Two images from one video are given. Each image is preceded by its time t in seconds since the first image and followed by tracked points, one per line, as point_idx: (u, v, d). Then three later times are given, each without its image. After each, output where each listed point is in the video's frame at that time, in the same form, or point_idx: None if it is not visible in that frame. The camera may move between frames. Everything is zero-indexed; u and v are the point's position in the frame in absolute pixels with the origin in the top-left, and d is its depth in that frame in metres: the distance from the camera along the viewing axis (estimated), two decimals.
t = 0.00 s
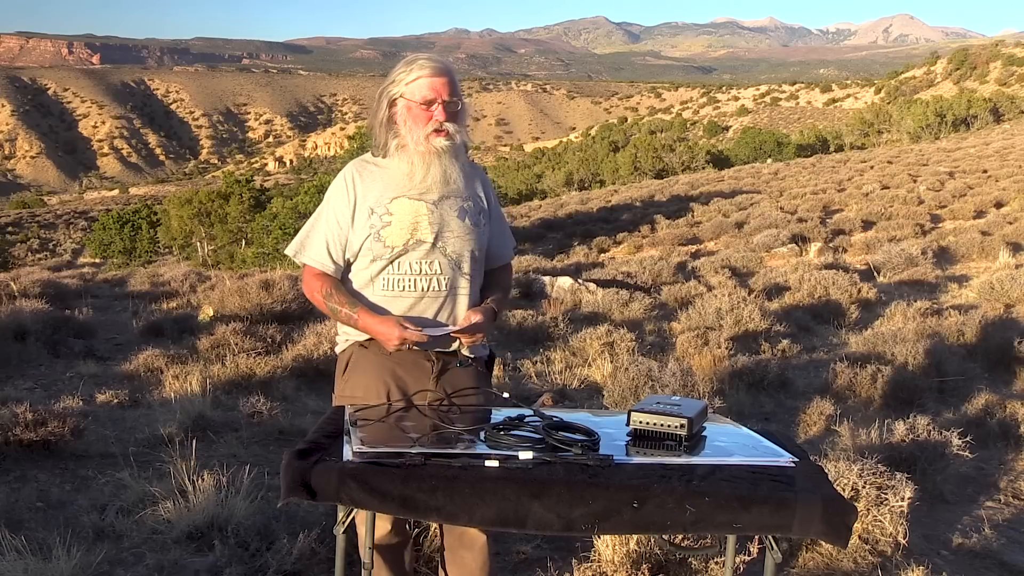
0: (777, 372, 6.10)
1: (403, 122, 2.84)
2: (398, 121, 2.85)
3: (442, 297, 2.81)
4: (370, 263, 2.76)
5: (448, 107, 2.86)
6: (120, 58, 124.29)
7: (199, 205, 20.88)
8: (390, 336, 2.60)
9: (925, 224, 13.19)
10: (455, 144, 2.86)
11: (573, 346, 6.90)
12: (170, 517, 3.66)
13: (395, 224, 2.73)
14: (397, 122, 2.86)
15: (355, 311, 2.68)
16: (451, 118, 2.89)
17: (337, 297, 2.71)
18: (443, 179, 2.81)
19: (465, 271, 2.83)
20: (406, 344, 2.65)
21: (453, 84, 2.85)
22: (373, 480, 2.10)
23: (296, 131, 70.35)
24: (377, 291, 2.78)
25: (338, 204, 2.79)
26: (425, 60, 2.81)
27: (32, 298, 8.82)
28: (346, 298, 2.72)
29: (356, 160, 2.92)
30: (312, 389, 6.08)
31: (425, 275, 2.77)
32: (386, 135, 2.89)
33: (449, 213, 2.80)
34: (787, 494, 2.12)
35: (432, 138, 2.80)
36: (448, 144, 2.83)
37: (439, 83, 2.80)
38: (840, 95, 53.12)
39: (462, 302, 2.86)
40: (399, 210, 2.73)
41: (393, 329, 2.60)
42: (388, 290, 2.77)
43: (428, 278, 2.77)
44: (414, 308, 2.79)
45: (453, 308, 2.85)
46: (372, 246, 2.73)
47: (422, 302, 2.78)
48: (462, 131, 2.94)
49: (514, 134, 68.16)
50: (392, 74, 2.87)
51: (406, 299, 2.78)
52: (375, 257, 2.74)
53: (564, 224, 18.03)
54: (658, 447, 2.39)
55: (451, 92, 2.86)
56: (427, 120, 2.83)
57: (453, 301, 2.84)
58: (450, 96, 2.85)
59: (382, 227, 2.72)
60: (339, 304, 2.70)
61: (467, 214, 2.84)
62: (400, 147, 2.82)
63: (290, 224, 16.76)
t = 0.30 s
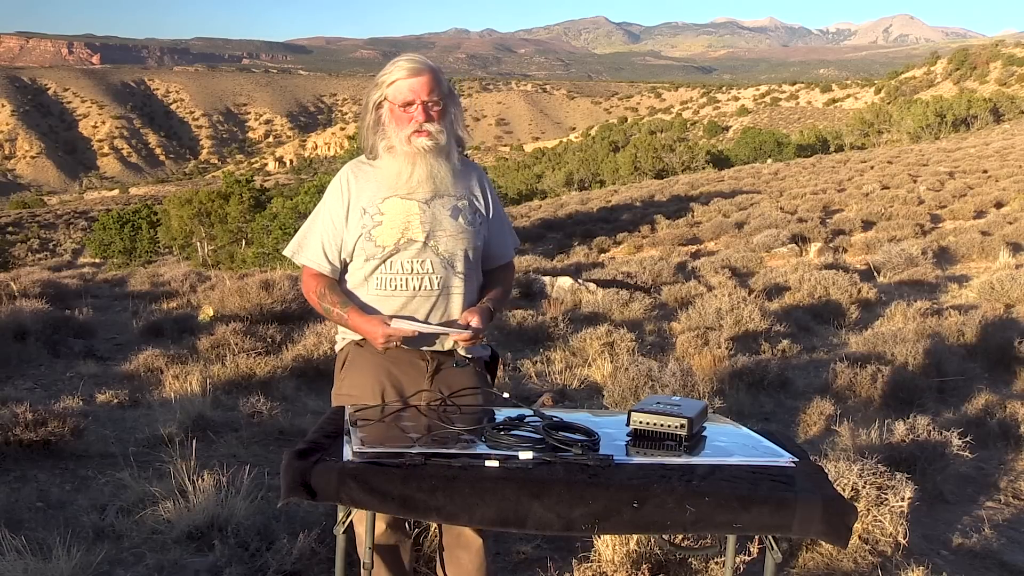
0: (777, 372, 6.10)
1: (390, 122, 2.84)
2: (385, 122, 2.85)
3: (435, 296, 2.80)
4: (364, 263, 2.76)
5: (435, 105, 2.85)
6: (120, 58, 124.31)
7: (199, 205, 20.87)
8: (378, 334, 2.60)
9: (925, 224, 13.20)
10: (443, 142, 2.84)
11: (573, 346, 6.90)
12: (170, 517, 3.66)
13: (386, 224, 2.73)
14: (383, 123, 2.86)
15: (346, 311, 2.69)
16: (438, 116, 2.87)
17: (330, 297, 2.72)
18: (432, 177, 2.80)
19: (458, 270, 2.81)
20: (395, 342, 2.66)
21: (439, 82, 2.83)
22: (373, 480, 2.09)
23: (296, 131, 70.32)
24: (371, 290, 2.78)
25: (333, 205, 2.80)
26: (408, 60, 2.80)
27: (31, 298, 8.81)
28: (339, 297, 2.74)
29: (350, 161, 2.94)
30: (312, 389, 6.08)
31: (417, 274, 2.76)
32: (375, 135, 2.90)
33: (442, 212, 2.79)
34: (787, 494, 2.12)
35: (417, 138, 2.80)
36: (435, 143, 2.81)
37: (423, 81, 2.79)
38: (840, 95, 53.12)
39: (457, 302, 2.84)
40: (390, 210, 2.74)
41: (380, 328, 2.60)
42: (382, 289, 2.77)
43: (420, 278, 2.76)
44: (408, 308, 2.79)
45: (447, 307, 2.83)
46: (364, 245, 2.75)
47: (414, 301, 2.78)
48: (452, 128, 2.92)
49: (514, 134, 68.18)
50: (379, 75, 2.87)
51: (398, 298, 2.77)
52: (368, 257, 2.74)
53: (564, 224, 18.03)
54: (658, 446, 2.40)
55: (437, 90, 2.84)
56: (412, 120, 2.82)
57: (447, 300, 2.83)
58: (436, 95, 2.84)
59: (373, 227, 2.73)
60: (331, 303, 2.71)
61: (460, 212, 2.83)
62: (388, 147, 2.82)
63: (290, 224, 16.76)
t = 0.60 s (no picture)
0: (777, 372, 6.11)
1: (382, 123, 2.86)
2: (377, 124, 2.87)
3: (433, 296, 2.78)
4: (363, 263, 2.78)
5: (422, 104, 2.84)
6: (121, 58, 124.34)
7: (199, 205, 20.88)
8: (368, 334, 2.62)
9: (925, 224, 13.20)
10: (434, 141, 2.83)
11: (573, 346, 6.90)
12: (170, 517, 3.66)
13: (383, 226, 2.75)
14: (375, 126, 2.88)
15: (342, 310, 2.71)
16: (426, 114, 2.86)
17: (328, 297, 2.76)
18: (427, 175, 2.79)
19: (455, 270, 2.80)
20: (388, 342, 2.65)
21: (426, 79, 2.83)
22: (373, 480, 2.10)
23: (296, 131, 70.32)
24: (369, 291, 2.79)
25: (333, 208, 2.84)
26: (393, 60, 2.81)
27: (32, 298, 8.82)
28: (337, 297, 2.77)
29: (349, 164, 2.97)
30: (312, 389, 6.08)
31: (415, 274, 2.75)
32: (369, 137, 2.92)
33: (438, 212, 2.78)
34: (787, 493, 2.12)
35: (405, 138, 2.79)
36: (425, 142, 2.80)
37: (407, 79, 2.79)
38: (840, 95, 53.14)
39: (454, 303, 2.82)
40: (387, 211, 2.75)
41: (371, 327, 2.61)
42: (380, 289, 2.77)
43: (417, 278, 2.76)
44: (405, 307, 2.78)
45: (446, 308, 2.82)
46: (362, 246, 2.76)
47: (411, 301, 2.77)
48: (445, 126, 2.91)
49: (514, 134, 68.18)
50: (369, 78, 2.90)
51: (395, 299, 2.77)
52: (365, 258, 2.76)
53: (565, 224, 18.04)
54: (659, 447, 2.39)
55: (424, 87, 2.83)
56: (402, 120, 2.83)
57: (445, 300, 2.81)
58: (422, 92, 2.83)
59: (370, 228, 2.75)
60: (328, 303, 2.75)
61: (458, 213, 2.81)
62: (381, 148, 2.83)
63: (290, 224, 16.76)
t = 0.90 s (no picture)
0: (777, 372, 6.10)
1: (381, 125, 2.85)
2: (377, 125, 2.87)
3: (438, 297, 2.78)
4: (367, 265, 2.78)
5: (418, 102, 2.84)
6: (121, 58, 124.38)
7: (199, 205, 20.88)
8: (350, 326, 2.59)
9: (925, 224, 13.20)
10: (433, 139, 2.83)
11: (573, 346, 6.90)
12: (171, 517, 3.66)
13: (386, 226, 2.75)
14: (375, 127, 2.88)
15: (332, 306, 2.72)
16: (423, 111, 2.85)
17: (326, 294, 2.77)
18: (427, 176, 2.78)
19: (459, 271, 2.80)
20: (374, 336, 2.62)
21: (421, 77, 2.82)
22: (373, 480, 2.10)
23: (296, 131, 70.32)
24: (374, 291, 2.79)
25: (336, 209, 2.84)
26: (389, 61, 2.81)
27: (32, 298, 8.81)
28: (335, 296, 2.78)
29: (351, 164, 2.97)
30: (312, 390, 6.08)
31: (419, 276, 2.75)
32: (369, 137, 2.92)
33: (441, 212, 2.78)
34: (787, 494, 2.12)
35: (403, 137, 2.80)
36: (423, 141, 2.80)
37: (401, 77, 2.80)
38: (840, 95, 53.14)
39: (458, 303, 2.82)
40: (390, 212, 2.75)
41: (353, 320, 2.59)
42: (384, 290, 2.77)
43: (421, 278, 2.76)
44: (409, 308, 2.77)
45: (450, 309, 2.82)
46: (365, 247, 2.77)
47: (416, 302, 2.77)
48: (444, 122, 2.90)
49: (514, 134, 68.17)
50: (368, 78, 2.90)
51: (400, 299, 2.77)
52: (370, 260, 2.76)
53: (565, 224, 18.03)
54: (659, 447, 2.39)
55: (419, 85, 2.83)
56: (401, 121, 2.82)
57: (449, 300, 2.81)
58: (417, 90, 2.83)
59: (374, 229, 2.76)
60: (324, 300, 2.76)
61: (461, 212, 2.80)
62: (381, 148, 2.83)
63: (290, 224, 16.76)
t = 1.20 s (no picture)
0: (777, 372, 6.10)
1: (392, 129, 2.86)
2: (387, 129, 2.89)
3: (448, 298, 2.78)
4: (377, 266, 2.79)
5: (429, 108, 2.85)
6: (121, 59, 124.40)
7: (199, 205, 20.87)
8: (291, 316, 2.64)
9: (925, 224, 13.20)
10: (443, 144, 2.83)
11: (573, 346, 6.90)
12: (171, 517, 3.66)
13: (398, 228, 2.75)
14: (385, 131, 2.89)
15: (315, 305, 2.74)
16: (434, 118, 2.86)
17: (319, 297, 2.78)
18: (437, 178, 2.79)
19: (471, 272, 2.80)
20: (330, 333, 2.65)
21: (433, 83, 2.83)
22: (374, 480, 2.10)
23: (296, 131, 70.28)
24: (384, 291, 2.79)
25: (345, 211, 2.84)
26: (401, 63, 2.82)
27: (32, 298, 8.81)
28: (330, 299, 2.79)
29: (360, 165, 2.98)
30: (312, 389, 6.08)
31: (430, 277, 2.76)
32: (379, 140, 2.94)
33: (453, 213, 2.79)
34: (787, 493, 2.12)
35: (413, 142, 2.80)
36: (433, 145, 2.80)
37: (414, 83, 2.80)
38: (840, 95, 53.14)
39: (469, 303, 2.81)
40: (401, 214, 2.76)
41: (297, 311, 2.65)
42: (395, 290, 2.77)
43: (431, 279, 2.76)
44: (419, 310, 2.77)
45: (461, 309, 2.80)
46: (377, 249, 2.77)
47: (427, 302, 2.77)
48: (454, 127, 2.91)
49: (514, 134, 68.18)
50: (378, 81, 2.91)
51: (410, 300, 2.77)
52: (380, 260, 2.77)
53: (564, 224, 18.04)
54: (659, 446, 2.40)
55: (431, 92, 2.84)
56: (411, 125, 2.83)
57: (460, 300, 2.80)
58: (429, 97, 2.84)
59: (385, 230, 2.76)
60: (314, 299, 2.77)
61: (471, 213, 2.82)
62: (390, 151, 2.85)
63: (290, 224, 16.76)
